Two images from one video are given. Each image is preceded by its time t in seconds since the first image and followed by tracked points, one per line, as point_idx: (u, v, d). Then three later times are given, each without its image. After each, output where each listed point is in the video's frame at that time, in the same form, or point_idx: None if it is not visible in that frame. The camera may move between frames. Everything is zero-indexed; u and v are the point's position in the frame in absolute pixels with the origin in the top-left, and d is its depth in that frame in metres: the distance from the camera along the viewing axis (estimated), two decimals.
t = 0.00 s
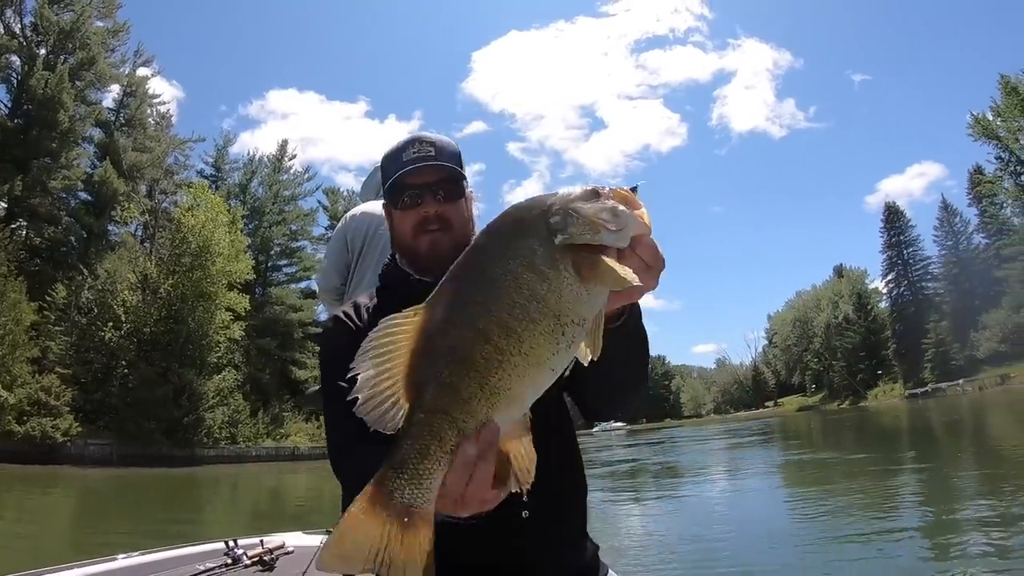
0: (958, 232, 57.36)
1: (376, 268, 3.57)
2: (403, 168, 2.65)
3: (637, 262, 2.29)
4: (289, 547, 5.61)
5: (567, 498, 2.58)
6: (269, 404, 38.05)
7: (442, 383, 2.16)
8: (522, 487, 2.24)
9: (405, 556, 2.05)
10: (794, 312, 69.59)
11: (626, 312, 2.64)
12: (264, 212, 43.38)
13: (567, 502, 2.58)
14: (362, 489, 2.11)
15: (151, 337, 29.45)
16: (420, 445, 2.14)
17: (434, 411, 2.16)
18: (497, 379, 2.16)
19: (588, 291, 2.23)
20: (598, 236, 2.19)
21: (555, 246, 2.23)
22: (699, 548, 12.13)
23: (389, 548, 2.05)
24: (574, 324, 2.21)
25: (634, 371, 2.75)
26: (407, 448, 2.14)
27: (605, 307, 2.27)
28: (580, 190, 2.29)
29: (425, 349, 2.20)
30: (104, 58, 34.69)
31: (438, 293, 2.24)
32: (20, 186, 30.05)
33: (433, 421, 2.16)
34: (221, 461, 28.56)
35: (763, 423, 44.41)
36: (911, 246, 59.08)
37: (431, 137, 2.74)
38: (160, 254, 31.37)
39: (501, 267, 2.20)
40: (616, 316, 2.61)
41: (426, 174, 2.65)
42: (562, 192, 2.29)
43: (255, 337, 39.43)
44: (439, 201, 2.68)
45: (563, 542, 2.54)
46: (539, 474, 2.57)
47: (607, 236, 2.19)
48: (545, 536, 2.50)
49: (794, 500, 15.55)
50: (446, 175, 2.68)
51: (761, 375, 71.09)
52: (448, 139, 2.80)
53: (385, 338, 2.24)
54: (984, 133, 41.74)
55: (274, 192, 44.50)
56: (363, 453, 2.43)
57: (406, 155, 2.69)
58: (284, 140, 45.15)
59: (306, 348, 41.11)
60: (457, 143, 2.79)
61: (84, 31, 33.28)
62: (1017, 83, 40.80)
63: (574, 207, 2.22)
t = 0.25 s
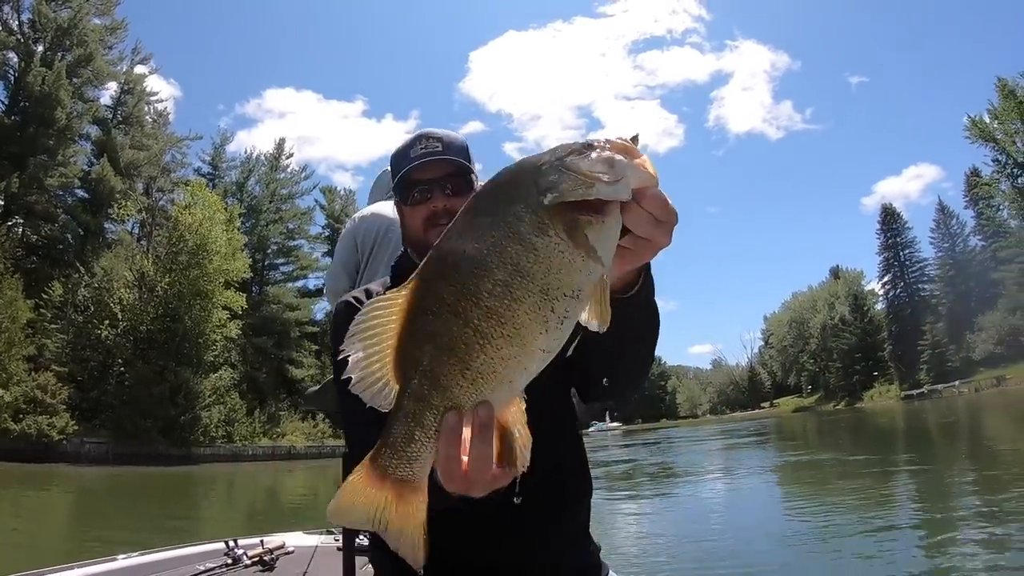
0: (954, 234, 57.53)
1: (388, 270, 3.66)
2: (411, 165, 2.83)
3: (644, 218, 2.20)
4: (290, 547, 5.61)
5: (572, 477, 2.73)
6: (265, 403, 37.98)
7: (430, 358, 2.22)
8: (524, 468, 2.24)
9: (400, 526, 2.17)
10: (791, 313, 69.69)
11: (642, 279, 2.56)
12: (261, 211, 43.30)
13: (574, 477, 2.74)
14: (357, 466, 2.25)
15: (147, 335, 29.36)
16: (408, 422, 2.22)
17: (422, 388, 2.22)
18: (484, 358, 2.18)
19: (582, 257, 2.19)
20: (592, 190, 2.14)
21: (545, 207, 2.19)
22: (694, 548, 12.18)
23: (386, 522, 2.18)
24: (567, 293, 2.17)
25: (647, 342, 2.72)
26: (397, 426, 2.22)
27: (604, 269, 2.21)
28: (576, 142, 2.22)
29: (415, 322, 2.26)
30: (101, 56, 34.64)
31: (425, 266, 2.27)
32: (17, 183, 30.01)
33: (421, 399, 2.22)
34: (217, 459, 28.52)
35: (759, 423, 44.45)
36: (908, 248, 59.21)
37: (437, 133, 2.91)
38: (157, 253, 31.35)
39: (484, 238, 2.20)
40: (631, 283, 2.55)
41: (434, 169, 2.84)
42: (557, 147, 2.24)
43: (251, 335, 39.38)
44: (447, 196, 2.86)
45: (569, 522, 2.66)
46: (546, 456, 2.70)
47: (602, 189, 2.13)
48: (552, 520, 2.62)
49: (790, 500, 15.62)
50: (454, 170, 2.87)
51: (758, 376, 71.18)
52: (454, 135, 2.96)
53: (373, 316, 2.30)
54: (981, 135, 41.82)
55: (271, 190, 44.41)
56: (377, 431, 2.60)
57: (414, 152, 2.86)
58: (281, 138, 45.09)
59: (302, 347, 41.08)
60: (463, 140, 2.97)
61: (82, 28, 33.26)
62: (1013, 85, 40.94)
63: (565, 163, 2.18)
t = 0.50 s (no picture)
0: (952, 235, 57.63)
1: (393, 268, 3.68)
2: (424, 156, 2.88)
3: (654, 222, 2.15)
4: (290, 547, 5.59)
5: (584, 474, 2.82)
6: (263, 402, 37.91)
7: (444, 362, 2.25)
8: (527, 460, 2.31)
9: (416, 514, 2.21)
10: (788, 313, 69.74)
11: (651, 281, 2.56)
12: (259, 209, 43.25)
13: (586, 483, 2.82)
14: (377, 452, 2.28)
15: (145, 334, 29.29)
16: (422, 420, 2.25)
17: (438, 390, 2.25)
18: (495, 362, 2.20)
19: (592, 265, 2.16)
20: (599, 196, 2.09)
21: (553, 213, 2.17)
22: (689, 548, 12.21)
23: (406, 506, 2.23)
24: (575, 301, 2.17)
25: (656, 342, 2.73)
26: (412, 423, 2.26)
27: (611, 276, 2.19)
28: (585, 145, 2.18)
29: (430, 329, 2.28)
30: (100, 53, 34.61)
31: (442, 272, 2.29)
32: (15, 180, 29.97)
33: (434, 401, 2.25)
34: (214, 459, 28.48)
35: (757, 424, 44.48)
36: (906, 249, 59.25)
37: (449, 127, 2.95)
38: (155, 251, 31.30)
39: (494, 247, 2.20)
40: (642, 283, 2.54)
41: (445, 161, 2.89)
42: (567, 151, 2.20)
43: (249, 334, 39.31)
44: (458, 188, 2.91)
45: (577, 519, 2.75)
46: (555, 454, 2.77)
47: (609, 195, 2.09)
48: (565, 518, 2.72)
49: (788, 501, 15.64)
50: (465, 162, 2.92)
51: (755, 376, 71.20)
52: (465, 128, 3.01)
53: (393, 321, 2.33)
54: (979, 137, 41.87)
55: (269, 189, 44.32)
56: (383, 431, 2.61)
57: (427, 145, 2.91)
58: (279, 137, 45.00)
59: (299, 346, 41.04)
60: (475, 134, 3.01)
61: (80, 25, 33.25)
62: (1011, 87, 41.04)
63: (575, 169, 2.13)
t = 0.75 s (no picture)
0: (950, 236, 57.75)
1: (392, 269, 3.67)
2: (430, 161, 2.88)
3: (659, 224, 2.14)
4: (290, 544, 5.55)
5: (585, 469, 2.82)
6: (261, 402, 37.83)
7: (457, 361, 2.25)
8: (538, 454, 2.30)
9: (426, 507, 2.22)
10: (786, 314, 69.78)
11: (657, 280, 2.56)
12: (257, 208, 43.17)
13: (588, 475, 2.82)
14: (391, 445, 2.30)
15: (143, 333, 29.23)
16: (434, 416, 2.26)
17: (451, 386, 2.26)
18: (508, 359, 2.21)
19: (599, 267, 2.18)
20: (606, 204, 2.13)
21: (563, 218, 2.19)
22: (687, 549, 12.21)
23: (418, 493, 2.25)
24: (583, 302, 2.18)
25: (657, 341, 2.72)
26: (426, 418, 2.26)
27: (620, 277, 2.20)
28: (591, 152, 2.21)
29: (444, 329, 2.29)
30: (98, 52, 34.56)
31: (455, 275, 2.32)
32: (12, 178, 29.88)
33: (447, 398, 2.25)
34: (212, 458, 28.44)
35: (754, 425, 44.47)
36: (904, 250, 59.32)
37: (456, 132, 2.94)
38: (153, 250, 31.24)
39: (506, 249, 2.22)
40: (648, 283, 2.55)
41: (451, 165, 2.88)
42: (575, 156, 2.23)
43: (246, 334, 39.24)
44: (463, 192, 2.90)
45: (579, 517, 2.75)
46: (554, 451, 2.77)
47: (615, 201, 2.12)
48: (566, 518, 2.70)
49: (786, 501, 15.65)
50: (471, 167, 2.91)
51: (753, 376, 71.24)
52: (472, 133, 3.00)
53: (408, 321, 2.34)
54: (978, 138, 41.95)
55: (267, 188, 44.25)
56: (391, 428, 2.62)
57: (434, 150, 2.90)
58: (277, 136, 44.94)
59: (296, 346, 40.99)
60: (480, 138, 3.00)
61: (78, 24, 33.20)
62: (1009, 89, 41.13)
63: (584, 175, 2.16)
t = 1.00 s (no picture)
0: (948, 237, 57.89)
1: (392, 269, 3.66)
2: (436, 163, 2.87)
3: (666, 215, 2.16)
4: (291, 544, 5.55)
5: (587, 462, 2.83)
6: (259, 402, 37.76)
7: (472, 350, 2.26)
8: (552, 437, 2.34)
9: (439, 493, 2.22)
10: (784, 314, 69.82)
11: (664, 274, 2.55)
12: (255, 208, 43.12)
13: (588, 470, 2.82)
14: (405, 435, 2.31)
15: (141, 333, 29.19)
16: (449, 404, 2.26)
17: (465, 376, 2.26)
18: (520, 348, 2.21)
19: (610, 258, 2.18)
20: (617, 195, 2.12)
21: (575, 210, 2.19)
22: (685, 549, 12.23)
23: (432, 487, 2.24)
24: (595, 293, 2.18)
25: (660, 336, 2.72)
26: (440, 407, 2.27)
27: (631, 268, 2.19)
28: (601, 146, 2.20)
29: (457, 321, 2.30)
30: (97, 51, 34.55)
31: (470, 266, 2.32)
32: (10, 178, 29.82)
33: (461, 388, 2.26)
34: (210, 458, 28.41)
35: (753, 425, 44.47)
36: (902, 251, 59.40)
37: (462, 137, 2.94)
38: (151, 249, 31.19)
39: (519, 241, 2.22)
40: (654, 277, 2.54)
41: (457, 167, 2.88)
42: (586, 152, 2.22)
43: (244, 334, 39.19)
44: (469, 194, 2.90)
45: (584, 510, 2.76)
46: (556, 448, 2.77)
47: (626, 193, 2.11)
48: (571, 512, 2.71)
49: (784, 501, 15.68)
50: (477, 168, 2.90)
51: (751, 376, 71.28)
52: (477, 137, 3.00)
53: (422, 313, 2.36)
54: (976, 139, 42.05)
55: (265, 188, 44.21)
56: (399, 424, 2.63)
57: (439, 154, 2.90)
58: (276, 136, 44.91)
59: (295, 346, 40.99)
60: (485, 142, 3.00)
61: (77, 23, 33.17)
62: (1008, 89, 41.20)
63: (593, 169, 2.15)
